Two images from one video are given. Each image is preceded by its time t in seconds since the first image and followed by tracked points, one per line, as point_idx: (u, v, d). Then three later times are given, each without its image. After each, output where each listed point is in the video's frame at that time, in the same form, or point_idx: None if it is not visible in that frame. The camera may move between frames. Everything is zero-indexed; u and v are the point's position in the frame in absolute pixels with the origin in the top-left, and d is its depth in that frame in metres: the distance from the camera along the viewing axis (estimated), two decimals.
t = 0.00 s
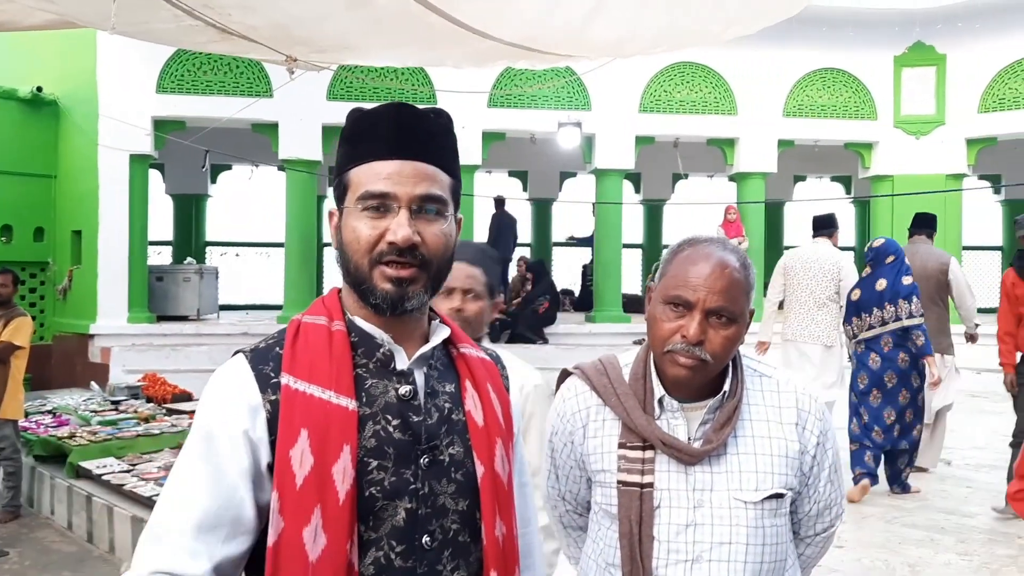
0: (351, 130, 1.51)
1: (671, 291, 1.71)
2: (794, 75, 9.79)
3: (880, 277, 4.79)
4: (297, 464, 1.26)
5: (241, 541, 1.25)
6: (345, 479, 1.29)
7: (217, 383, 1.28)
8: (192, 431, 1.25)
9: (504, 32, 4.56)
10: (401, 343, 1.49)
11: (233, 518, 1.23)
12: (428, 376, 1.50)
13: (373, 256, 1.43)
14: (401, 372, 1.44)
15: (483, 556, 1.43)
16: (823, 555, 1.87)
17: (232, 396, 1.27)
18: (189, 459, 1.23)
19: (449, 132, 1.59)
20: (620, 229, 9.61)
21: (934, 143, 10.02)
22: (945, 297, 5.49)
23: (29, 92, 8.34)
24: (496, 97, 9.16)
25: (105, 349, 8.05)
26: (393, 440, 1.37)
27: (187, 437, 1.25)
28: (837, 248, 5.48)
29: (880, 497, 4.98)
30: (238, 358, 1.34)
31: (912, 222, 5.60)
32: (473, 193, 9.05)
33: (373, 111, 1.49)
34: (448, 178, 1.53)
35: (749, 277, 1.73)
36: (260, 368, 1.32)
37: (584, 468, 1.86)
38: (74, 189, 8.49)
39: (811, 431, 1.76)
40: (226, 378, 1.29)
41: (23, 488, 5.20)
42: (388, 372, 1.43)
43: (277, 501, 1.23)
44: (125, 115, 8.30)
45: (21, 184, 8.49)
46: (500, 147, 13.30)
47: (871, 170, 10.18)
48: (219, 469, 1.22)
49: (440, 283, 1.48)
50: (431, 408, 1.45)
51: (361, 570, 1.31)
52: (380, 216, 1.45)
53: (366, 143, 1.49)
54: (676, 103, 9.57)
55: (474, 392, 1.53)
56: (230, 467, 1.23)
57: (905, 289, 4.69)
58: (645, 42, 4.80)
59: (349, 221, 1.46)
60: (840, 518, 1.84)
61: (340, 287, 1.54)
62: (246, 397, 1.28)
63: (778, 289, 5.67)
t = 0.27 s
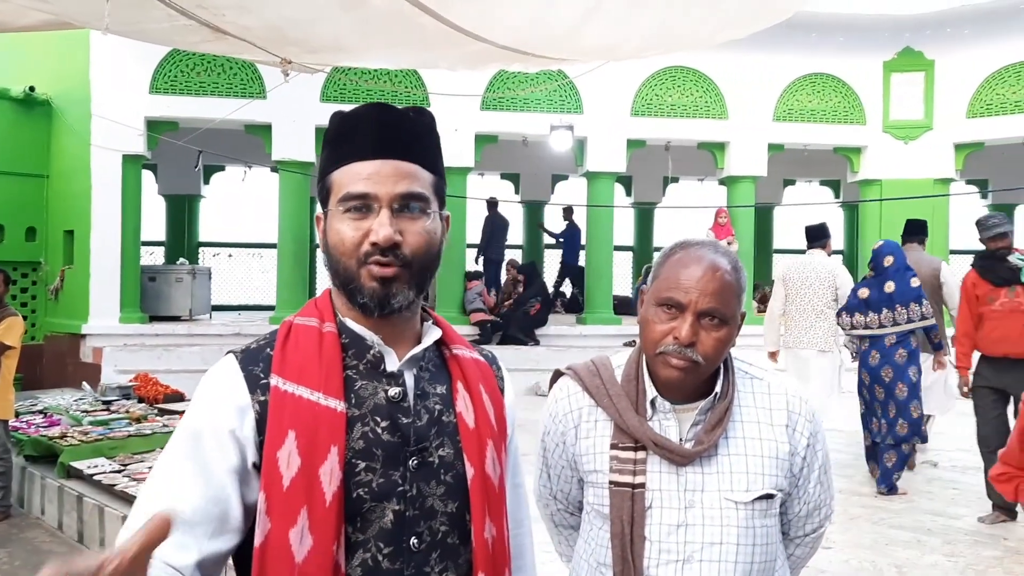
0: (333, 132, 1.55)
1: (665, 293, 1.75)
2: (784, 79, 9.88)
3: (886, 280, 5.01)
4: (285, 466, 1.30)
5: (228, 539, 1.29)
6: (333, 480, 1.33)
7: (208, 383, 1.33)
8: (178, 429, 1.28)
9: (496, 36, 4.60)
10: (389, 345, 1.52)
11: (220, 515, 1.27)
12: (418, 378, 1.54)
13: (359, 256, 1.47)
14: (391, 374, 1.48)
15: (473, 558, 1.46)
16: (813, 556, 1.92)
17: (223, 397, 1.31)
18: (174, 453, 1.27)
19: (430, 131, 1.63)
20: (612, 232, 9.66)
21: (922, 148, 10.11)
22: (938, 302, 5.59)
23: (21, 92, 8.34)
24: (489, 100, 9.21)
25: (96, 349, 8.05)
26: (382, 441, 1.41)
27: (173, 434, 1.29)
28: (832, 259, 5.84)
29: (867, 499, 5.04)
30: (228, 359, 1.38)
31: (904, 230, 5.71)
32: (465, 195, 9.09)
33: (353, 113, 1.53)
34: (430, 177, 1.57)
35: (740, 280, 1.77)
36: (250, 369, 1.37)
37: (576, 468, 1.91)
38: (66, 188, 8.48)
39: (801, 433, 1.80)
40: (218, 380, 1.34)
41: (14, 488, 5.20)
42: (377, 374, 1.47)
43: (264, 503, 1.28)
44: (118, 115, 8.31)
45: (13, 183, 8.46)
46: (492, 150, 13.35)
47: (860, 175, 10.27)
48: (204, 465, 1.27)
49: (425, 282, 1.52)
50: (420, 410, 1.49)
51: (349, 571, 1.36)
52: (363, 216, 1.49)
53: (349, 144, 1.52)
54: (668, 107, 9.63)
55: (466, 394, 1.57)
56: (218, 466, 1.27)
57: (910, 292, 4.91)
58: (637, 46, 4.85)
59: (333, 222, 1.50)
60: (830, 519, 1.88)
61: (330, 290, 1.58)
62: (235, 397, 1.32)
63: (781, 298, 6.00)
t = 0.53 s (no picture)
0: (324, 129, 1.55)
1: (658, 292, 1.75)
2: (776, 81, 9.91)
3: (878, 280, 5.27)
4: (273, 462, 1.29)
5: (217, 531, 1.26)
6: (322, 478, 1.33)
7: (197, 375, 1.31)
8: (165, 418, 1.24)
9: (488, 34, 4.60)
10: (381, 343, 1.52)
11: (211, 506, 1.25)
12: (408, 376, 1.54)
13: (350, 254, 1.47)
14: (381, 371, 1.48)
15: (462, 557, 1.46)
16: (802, 555, 1.93)
17: (213, 386, 1.30)
18: (155, 449, 1.21)
19: (422, 127, 1.63)
20: (604, 232, 9.67)
21: (914, 150, 10.14)
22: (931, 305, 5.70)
23: (11, 89, 8.29)
24: (481, 99, 9.20)
25: (86, 347, 8.01)
26: (372, 440, 1.41)
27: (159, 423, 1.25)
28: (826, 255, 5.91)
29: (857, 499, 5.06)
30: (218, 353, 1.37)
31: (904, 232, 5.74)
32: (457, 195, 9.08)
33: (346, 110, 1.53)
34: (422, 173, 1.57)
35: (733, 280, 1.78)
36: (241, 363, 1.36)
37: (567, 466, 1.91)
38: (56, 186, 8.43)
39: (792, 433, 1.81)
40: (207, 373, 1.32)
41: (3, 487, 5.17)
42: (368, 372, 1.47)
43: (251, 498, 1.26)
44: (108, 113, 8.28)
45: (3, 180, 8.44)
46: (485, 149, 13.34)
47: (851, 176, 10.31)
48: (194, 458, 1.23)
49: (417, 282, 1.52)
50: (410, 408, 1.49)
51: (337, 569, 1.35)
52: (354, 213, 1.48)
53: (342, 140, 1.52)
54: (660, 107, 9.64)
55: (455, 393, 1.57)
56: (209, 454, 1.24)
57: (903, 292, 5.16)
58: (629, 45, 4.85)
59: (325, 219, 1.50)
60: (820, 519, 1.89)
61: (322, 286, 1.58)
62: (225, 389, 1.31)
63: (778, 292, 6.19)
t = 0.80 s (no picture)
0: (322, 127, 1.54)
1: (653, 293, 1.75)
2: (769, 82, 9.94)
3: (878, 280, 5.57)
4: (271, 461, 1.29)
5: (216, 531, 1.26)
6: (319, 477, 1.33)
7: (194, 373, 1.30)
8: (164, 415, 1.23)
9: (483, 33, 4.59)
10: (377, 343, 1.53)
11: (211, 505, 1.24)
12: (404, 377, 1.54)
13: (349, 253, 1.47)
14: (378, 372, 1.48)
15: (455, 558, 1.47)
16: (794, 555, 1.94)
17: (211, 385, 1.29)
18: (155, 444, 1.20)
19: (421, 128, 1.63)
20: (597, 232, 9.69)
21: (906, 150, 10.18)
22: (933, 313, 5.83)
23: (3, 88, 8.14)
24: (474, 99, 9.21)
25: (79, 347, 7.98)
26: (369, 440, 1.41)
27: (157, 421, 1.24)
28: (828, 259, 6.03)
29: (849, 499, 5.08)
30: (215, 350, 1.36)
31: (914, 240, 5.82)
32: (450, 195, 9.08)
33: (346, 108, 1.53)
34: (421, 175, 1.57)
35: (727, 281, 1.78)
36: (238, 361, 1.35)
37: (561, 467, 1.91)
38: (48, 185, 8.37)
39: (785, 434, 1.82)
40: (204, 371, 1.31)
41: None
42: (365, 372, 1.47)
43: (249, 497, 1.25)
44: (101, 112, 8.25)
45: None
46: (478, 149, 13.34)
47: (844, 177, 10.34)
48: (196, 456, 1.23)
49: (414, 283, 1.52)
50: (406, 409, 1.49)
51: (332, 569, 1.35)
52: (352, 212, 1.48)
53: (341, 139, 1.52)
54: (654, 108, 9.66)
55: (450, 394, 1.57)
56: (209, 451, 1.24)
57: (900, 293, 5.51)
58: (623, 46, 4.86)
59: (323, 218, 1.50)
60: (812, 520, 1.90)
61: (317, 284, 1.58)
62: (223, 386, 1.30)
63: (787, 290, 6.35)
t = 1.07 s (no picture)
0: (328, 130, 1.55)
1: (648, 295, 1.76)
2: (765, 83, 9.97)
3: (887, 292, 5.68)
4: (270, 463, 1.29)
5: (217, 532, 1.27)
6: (318, 479, 1.34)
7: (193, 373, 1.30)
8: (169, 417, 1.24)
9: (480, 33, 4.59)
10: (374, 345, 1.53)
11: (214, 507, 1.25)
12: (401, 379, 1.54)
13: (350, 256, 1.47)
14: (376, 374, 1.49)
15: (451, 559, 1.48)
16: (790, 556, 1.95)
17: (211, 387, 1.30)
18: (159, 447, 1.22)
19: (426, 134, 1.63)
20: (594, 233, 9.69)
21: (901, 151, 10.21)
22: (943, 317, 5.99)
23: None
24: (471, 100, 9.22)
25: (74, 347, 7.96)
26: (366, 442, 1.41)
27: (159, 421, 1.24)
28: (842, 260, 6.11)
29: (845, 499, 5.09)
30: (213, 351, 1.36)
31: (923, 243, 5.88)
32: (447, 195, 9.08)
33: (353, 113, 1.53)
34: (424, 181, 1.57)
35: (722, 283, 1.79)
36: (236, 363, 1.35)
37: (558, 469, 1.92)
38: (43, 184, 8.40)
39: (781, 435, 1.82)
40: (204, 372, 1.31)
41: None
42: (363, 374, 1.48)
43: (249, 498, 1.26)
44: (96, 112, 8.24)
45: None
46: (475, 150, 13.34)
47: (840, 178, 10.36)
48: (199, 458, 1.23)
49: (412, 286, 1.52)
50: (403, 411, 1.49)
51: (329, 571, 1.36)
52: (354, 216, 1.48)
53: (346, 143, 1.52)
54: (650, 109, 9.68)
55: (447, 397, 1.58)
56: (212, 455, 1.25)
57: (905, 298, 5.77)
58: (620, 47, 4.86)
59: (324, 221, 1.50)
60: (807, 522, 1.91)
61: (315, 286, 1.58)
62: (222, 389, 1.31)
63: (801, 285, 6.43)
